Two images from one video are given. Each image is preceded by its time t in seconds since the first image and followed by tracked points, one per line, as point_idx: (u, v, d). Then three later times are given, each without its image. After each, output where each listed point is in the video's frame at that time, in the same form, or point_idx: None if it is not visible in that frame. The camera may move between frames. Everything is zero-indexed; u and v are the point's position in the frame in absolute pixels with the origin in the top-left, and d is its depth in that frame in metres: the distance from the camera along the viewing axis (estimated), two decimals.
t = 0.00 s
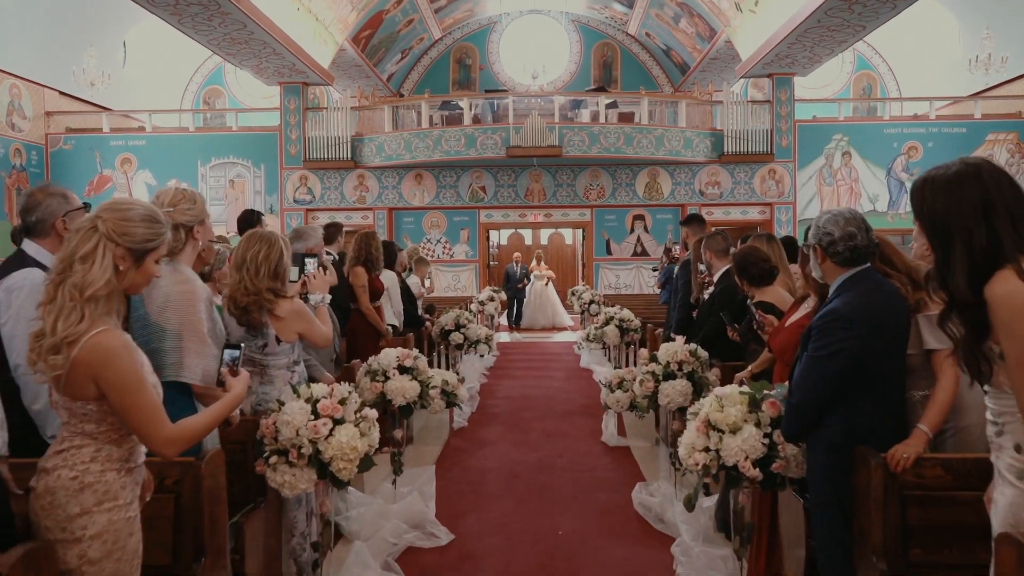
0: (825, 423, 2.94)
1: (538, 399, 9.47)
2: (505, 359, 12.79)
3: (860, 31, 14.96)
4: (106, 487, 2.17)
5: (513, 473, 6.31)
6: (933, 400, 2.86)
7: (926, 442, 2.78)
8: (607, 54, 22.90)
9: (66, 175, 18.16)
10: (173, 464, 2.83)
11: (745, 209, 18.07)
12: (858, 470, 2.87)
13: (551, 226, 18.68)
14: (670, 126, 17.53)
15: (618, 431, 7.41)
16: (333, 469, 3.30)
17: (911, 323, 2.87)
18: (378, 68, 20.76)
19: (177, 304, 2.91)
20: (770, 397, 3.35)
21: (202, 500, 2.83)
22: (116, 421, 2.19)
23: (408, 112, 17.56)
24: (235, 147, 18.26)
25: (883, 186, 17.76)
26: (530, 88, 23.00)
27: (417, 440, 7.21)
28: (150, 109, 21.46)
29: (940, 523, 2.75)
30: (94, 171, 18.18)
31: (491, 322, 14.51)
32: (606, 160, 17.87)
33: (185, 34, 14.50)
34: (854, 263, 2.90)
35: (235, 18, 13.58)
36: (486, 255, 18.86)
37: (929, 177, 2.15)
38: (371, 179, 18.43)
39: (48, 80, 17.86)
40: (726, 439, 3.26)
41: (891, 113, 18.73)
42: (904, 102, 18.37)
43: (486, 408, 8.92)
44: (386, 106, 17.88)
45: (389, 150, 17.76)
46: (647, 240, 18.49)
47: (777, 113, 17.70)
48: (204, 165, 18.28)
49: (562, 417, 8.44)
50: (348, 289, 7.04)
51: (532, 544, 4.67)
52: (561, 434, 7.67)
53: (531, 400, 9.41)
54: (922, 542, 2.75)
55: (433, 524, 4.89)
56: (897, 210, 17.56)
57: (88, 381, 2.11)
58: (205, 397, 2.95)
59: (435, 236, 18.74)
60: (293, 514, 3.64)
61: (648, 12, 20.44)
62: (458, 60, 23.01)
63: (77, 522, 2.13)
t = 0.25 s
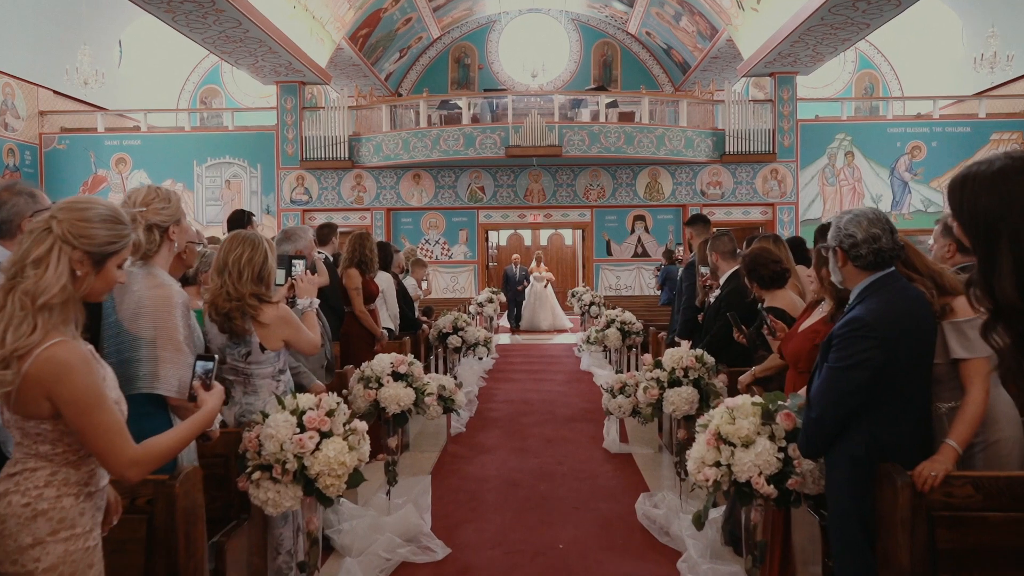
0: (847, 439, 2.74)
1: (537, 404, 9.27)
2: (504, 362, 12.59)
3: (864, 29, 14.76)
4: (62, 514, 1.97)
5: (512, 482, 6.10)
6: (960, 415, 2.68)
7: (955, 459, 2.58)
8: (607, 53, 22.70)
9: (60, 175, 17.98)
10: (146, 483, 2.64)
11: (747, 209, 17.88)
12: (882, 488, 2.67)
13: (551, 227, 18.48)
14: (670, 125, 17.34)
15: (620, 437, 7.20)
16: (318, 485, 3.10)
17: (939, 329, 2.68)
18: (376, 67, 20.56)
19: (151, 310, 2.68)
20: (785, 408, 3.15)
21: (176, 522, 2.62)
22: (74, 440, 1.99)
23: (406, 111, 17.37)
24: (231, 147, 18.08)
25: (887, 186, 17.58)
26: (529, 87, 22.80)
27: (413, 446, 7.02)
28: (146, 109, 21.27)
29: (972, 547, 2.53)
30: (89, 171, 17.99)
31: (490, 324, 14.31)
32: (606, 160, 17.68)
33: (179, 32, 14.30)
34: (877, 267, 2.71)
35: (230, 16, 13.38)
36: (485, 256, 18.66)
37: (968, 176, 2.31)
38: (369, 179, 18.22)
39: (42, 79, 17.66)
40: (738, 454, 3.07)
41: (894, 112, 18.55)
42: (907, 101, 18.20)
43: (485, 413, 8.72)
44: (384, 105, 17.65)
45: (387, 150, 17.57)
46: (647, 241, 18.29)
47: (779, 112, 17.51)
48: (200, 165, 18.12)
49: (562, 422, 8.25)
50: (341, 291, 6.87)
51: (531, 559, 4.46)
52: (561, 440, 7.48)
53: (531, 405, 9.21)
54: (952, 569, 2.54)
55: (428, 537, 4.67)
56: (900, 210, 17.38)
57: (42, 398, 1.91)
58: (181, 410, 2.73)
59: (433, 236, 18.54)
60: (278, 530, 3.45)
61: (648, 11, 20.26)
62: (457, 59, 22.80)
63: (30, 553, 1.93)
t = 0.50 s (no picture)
0: (873, 452, 2.54)
1: (538, 407, 9.06)
2: (504, 363, 12.39)
3: (869, 26, 14.57)
4: (12, 539, 1.78)
5: (511, 489, 5.90)
6: (995, 427, 2.50)
7: (991, 474, 2.39)
8: (608, 52, 22.50)
9: (56, 173, 17.80)
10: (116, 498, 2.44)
11: (750, 209, 17.68)
12: (912, 506, 2.47)
13: (552, 227, 18.29)
14: (672, 124, 17.15)
15: (624, 442, 7.01)
16: (305, 499, 2.90)
17: (973, 334, 2.48)
18: (375, 65, 20.37)
19: (123, 311, 2.48)
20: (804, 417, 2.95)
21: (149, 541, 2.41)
22: (27, 457, 1.80)
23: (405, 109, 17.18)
24: (228, 145, 17.90)
25: (891, 185, 17.39)
26: (530, 86, 22.61)
27: (410, 451, 6.83)
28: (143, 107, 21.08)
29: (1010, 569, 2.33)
30: (84, 169, 17.81)
31: (490, 325, 14.11)
32: (607, 159, 17.49)
33: (174, 28, 14.11)
34: (907, 266, 2.51)
35: (226, 12, 13.19)
36: (485, 256, 18.46)
37: None
38: (367, 178, 18.01)
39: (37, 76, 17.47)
40: (754, 466, 2.87)
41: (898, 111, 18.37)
42: (912, 100, 18.01)
43: (484, 417, 8.51)
44: (383, 103, 17.50)
45: (386, 149, 17.37)
46: (649, 241, 18.10)
47: (783, 110, 17.33)
48: (196, 164, 17.93)
49: (563, 427, 8.04)
50: (336, 291, 6.68)
51: (530, 572, 4.26)
52: (562, 445, 7.28)
53: (531, 408, 9.01)
54: None
55: (424, 548, 4.47)
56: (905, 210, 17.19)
57: None
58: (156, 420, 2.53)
59: (432, 236, 18.34)
60: (264, 545, 3.26)
61: (650, 9, 20.08)
62: (457, 58, 22.60)
63: None
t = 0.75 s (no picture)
0: (908, 466, 2.33)
1: (539, 410, 8.86)
2: (504, 365, 12.18)
3: (874, 23, 14.36)
4: None
5: (511, 496, 5.70)
6: None
7: None
8: (609, 51, 22.28)
9: (51, 172, 17.60)
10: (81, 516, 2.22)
11: (753, 209, 17.46)
12: (949, 524, 2.28)
13: (552, 227, 18.09)
14: (674, 123, 16.95)
15: (627, 447, 6.80)
16: (291, 515, 2.69)
17: (1016, 337, 2.28)
18: (374, 63, 20.17)
19: (90, 312, 2.27)
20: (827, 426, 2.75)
21: (118, 564, 2.20)
22: None
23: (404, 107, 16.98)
24: (225, 144, 17.70)
25: (895, 185, 17.19)
26: (530, 84, 22.40)
27: (407, 456, 6.64)
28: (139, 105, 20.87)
29: None
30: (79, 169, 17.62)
31: (489, 325, 13.90)
32: (609, 158, 17.28)
33: (170, 24, 13.91)
34: (944, 263, 2.32)
35: (221, 8, 12.98)
36: (484, 256, 18.25)
37: None
38: (365, 178, 17.80)
39: (32, 74, 17.26)
40: (774, 479, 2.67)
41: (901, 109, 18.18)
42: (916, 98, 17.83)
43: (484, 420, 8.31)
44: (381, 102, 17.31)
45: (384, 148, 17.17)
46: (650, 240, 17.89)
47: (786, 109, 17.13)
48: (192, 163, 17.72)
49: (565, 430, 7.84)
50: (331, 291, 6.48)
51: None
52: (563, 449, 7.08)
53: (532, 411, 8.81)
54: None
55: (420, 561, 4.26)
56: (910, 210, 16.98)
57: None
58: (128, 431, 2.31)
59: (431, 236, 18.12)
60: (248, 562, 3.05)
61: (651, 7, 19.87)
62: (456, 56, 22.39)
63: None
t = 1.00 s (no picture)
0: (949, 488, 2.13)
1: (540, 414, 8.65)
2: (505, 367, 11.98)
3: (879, 21, 14.15)
4: None
5: (512, 506, 5.50)
6: None
7: None
8: (610, 49, 22.08)
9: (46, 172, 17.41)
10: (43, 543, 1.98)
11: (756, 208, 17.26)
12: (993, 551, 2.08)
13: (553, 227, 17.89)
14: (676, 121, 16.75)
15: (632, 454, 6.60)
16: (275, 536, 2.49)
17: None
18: (373, 62, 19.97)
19: (50, 319, 2.07)
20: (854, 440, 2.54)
21: None
22: None
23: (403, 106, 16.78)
24: (222, 144, 17.51)
25: (900, 184, 17.00)
26: (531, 83, 22.23)
27: (405, 463, 6.45)
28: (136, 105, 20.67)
29: None
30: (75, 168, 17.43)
31: (490, 327, 13.70)
32: (610, 157, 17.08)
33: (164, 22, 13.71)
34: (989, 264, 2.13)
35: (217, 5, 12.77)
36: (484, 256, 18.05)
37: None
38: (364, 177, 17.60)
39: (26, 73, 17.06)
40: (798, 498, 2.47)
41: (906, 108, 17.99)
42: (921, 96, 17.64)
43: (484, 425, 8.11)
44: (380, 101, 17.11)
45: (383, 147, 16.96)
46: (652, 241, 17.68)
47: (789, 108, 16.92)
48: (189, 163, 17.52)
49: (567, 435, 7.64)
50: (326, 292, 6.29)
51: None
52: (566, 455, 6.88)
53: (533, 415, 8.60)
54: None
55: None
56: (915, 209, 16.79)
57: None
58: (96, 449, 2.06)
59: (431, 236, 17.91)
60: None
61: (653, 5, 19.67)
62: (456, 55, 22.19)
63: None
